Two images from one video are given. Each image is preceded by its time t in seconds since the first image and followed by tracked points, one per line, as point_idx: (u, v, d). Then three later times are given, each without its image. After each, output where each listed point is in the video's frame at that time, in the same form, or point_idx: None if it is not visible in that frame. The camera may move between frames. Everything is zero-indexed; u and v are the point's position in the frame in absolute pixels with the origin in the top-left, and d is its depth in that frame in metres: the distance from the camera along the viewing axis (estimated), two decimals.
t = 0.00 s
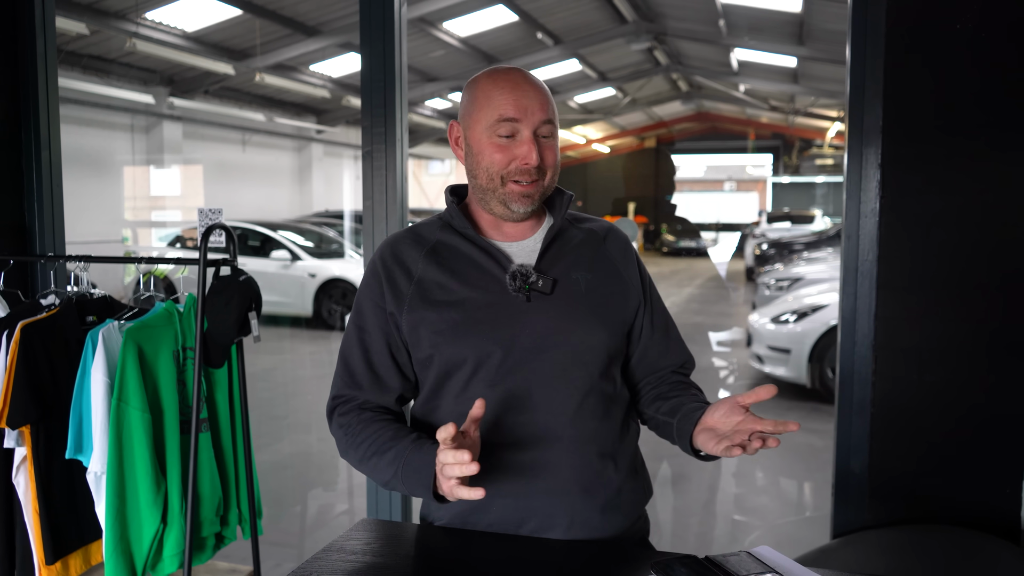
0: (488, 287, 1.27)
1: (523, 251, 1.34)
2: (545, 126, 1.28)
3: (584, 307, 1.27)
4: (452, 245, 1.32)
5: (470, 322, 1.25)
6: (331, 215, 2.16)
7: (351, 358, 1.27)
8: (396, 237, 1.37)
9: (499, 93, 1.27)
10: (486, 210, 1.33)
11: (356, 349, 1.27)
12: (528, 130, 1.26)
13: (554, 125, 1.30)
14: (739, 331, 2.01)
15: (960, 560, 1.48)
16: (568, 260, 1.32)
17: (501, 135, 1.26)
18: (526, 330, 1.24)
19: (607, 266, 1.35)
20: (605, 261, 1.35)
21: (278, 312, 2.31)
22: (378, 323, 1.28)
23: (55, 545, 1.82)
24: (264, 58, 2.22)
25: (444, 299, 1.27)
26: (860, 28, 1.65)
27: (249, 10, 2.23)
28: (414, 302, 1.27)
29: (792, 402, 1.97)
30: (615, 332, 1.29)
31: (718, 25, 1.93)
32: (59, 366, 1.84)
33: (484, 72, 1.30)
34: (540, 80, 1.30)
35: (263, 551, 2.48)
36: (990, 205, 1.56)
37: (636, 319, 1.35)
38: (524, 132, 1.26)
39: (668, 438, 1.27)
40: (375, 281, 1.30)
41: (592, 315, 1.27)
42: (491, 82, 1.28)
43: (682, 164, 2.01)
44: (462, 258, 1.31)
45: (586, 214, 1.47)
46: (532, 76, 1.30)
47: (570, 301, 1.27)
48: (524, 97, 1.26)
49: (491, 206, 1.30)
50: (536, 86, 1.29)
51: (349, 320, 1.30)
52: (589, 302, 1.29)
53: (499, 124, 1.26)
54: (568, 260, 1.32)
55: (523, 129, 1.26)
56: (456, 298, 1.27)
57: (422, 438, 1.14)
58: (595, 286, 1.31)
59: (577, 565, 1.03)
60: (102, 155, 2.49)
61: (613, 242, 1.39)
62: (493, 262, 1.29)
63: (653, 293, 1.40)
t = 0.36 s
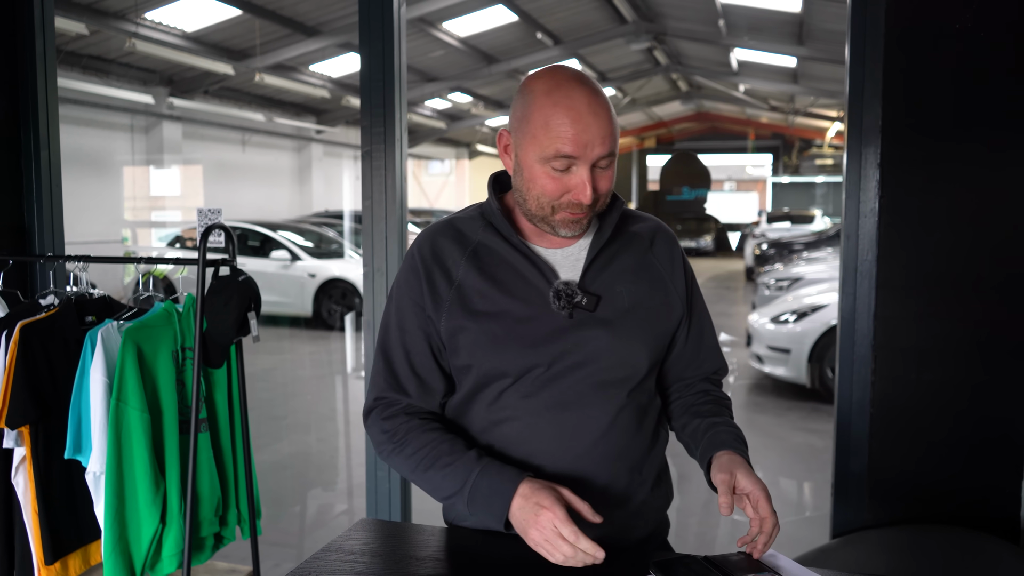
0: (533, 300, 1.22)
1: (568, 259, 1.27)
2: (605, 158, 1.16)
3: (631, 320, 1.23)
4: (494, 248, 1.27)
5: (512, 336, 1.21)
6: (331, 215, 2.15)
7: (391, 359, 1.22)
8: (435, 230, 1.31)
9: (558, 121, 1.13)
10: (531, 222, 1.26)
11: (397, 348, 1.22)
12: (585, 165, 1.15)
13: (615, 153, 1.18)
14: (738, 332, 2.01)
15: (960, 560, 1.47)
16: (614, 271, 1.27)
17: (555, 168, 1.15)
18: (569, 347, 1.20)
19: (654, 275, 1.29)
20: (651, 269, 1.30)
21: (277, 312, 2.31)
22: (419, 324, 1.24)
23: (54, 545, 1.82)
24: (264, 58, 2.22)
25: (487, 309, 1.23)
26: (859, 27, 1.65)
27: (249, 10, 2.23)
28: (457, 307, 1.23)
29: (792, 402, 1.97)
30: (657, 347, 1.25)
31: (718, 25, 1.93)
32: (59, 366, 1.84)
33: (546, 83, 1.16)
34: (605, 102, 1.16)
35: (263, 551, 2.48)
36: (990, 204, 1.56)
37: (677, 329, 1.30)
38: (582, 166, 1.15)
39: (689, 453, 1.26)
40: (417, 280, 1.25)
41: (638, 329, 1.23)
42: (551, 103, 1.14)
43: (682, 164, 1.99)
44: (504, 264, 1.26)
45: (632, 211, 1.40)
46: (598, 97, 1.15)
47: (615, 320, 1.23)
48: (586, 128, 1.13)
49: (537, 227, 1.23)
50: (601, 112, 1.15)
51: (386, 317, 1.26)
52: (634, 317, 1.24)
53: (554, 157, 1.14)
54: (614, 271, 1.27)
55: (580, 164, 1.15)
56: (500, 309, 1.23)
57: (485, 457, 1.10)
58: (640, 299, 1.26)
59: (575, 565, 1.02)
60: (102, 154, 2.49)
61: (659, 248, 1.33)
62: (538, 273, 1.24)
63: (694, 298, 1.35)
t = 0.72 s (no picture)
0: (570, 301, 1.23)
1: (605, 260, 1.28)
2: (661, 165, 1.15)
3: (665, 325, 1.24)
4: (535, 241, 1.27)
5: (547, 334, 1.21)
6: (331, 215, 2.15)
7: (424, 344, 1.22)
8: (476, 215, 1.32)
9: (621, 122, 1.12)
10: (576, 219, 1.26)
11: (432, 335, 1.22)
12: (641, 171, 1.14)
13: (672, 160, 1.17)
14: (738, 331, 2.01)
15: (959, 560, 1.47)
16: (652, 277, 1.27)
17: (610, 168, 1.14)
18: (602, 351, 1.21)
19: (689, 283, 1.30)
20: (689, 278, 1.30)
21: (277, 312, 2.31)
22: (455, 312, 1.23)
23: (53, 545, 1.82)
24: (264, 58, 2.22)
25: (525, 305, 1.23)
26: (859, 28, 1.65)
27: (249, 10, 2.23)
28: (495, 299, 1.23)
29: (792, 402, 1.97)
30: (686, 356, 1.26)
31: (718, 25, 1.94)
32: (58, 367, 1.84)
33: (613, 82, 1.14)
34: (670, 109, 1.14)
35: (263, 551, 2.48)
36: (989, 204, 1.56)
37: (709, 340, 1.31)
38: (637, 170, 1.14)
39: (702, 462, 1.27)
40: (456, 266, 1.25)
41: (673, 336, 1.24)
42: (615, 103, 1.13)
43: (683, 164, 1.95)
44: (543, 260, 1.26)
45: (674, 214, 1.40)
46: (663, 103, 1.13)
47: (648, 326, 1.23)
48: (648, 135, 1.12)
49: (582, 223, 1.23)
50: (666, 118, 1.13)
51: (422, 301, 1.25)
52: (668, 325, 1.25)
53: (611, 158, 1.13)
54: (651, 277, 1.27)
55: (637, 168, 1.14)
56: (538, 307, 1.23)
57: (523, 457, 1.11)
58: (675, 306, 1.27)
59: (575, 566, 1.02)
60: (102, 155, 2.48)
61: (698, 257, 1.34)
62: (577, 273, 1.24)
63: (728, 309, 1.36)
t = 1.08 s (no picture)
0: (587, 298, 1.24)
1: (627, 262, 1.30)
2: (684, 149, 1.21)
3: (684, 326, 1.26)
4: (555, 240, 1.29)
5: (565, 331, 1.22)
6: (331, 216, 2.15)
7: (437, 340, 1.23)
8: (497, 217, 1.33)
9: (648, 102, 1.18)
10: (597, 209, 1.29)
11: (444, 331, 1.24)
12: (665, 151, 1.19)
13: (693, 148, 1.22)
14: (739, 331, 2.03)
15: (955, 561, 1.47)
16: (673, 279, 1.29)
17: (634, 148, 1.19)
18: (621, 350, 1.22)
19: (708, 288, 1.32)
20: (708, 284, 1.33)
21: (276, 312, 2.31)
22: (469, 309, 1.25)
23: (52, 545, 1.82)
24: (264, 58, 2.22)
25: (541, 302, 1.24)
26: (858, 28, 1.65)
27: (249, 10, 2.23)
28: (510, 297, 1.25)
29: (792, 402, 1.97)
30: (705, 362, 1.28)
31: (718, 25, 1.94)
32: (57, 367, 1.84)
33: (639, 68, 1.21)
34: (694, 98, 1.21)
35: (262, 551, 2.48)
36: (987, 206, 1.56)
37: (728, 348, 1.33)
38: (661, 151, 1.19)
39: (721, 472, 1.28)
40: (474, 264, 1.27)
41: (692, 337, 1.26)
42: (642, 85, 1.19)
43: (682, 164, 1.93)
44: (562, 258, 1.28)
45: (694, 224, 1.43)
46: (688, 92, 1.21)
47: (667, 327, 1.24)
48: (673, 115, 1.18)
49: (602, 212, 1.26)
50: (689, 103, 1.20)
51: (438, 298, 1.27)
52: (687, 327, 1.26)
53: (636, 137, 1.18)
54: (671, 279, 1.29)
55: (661, 148, 1.19)
56: (555, 304, 1.24)
57: (525, 449, 1.13)
58: (694, 309, 1.28)
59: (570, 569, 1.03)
60: (101, 155, 2.49)
61: (717, 264, 1.36)
62: (596, 272, 1.26)
63: (749, 319, 1.38)
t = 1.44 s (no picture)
0: (579, 298, 1.24)
1: (622, 264, 1.30)
2: (703, 164, 1.19)
3: (675, 332, 1.26)
4: (554, 236, 1.30)
5: (558, 332, 1.22)
6: (331, 216, 2.15)
7: (425, 326, 1.24)
8: (498, 209, 1.34)
9: (672, 117, 1.16)
10: (606, 214, 1.28)
11: (433, 318, 1.24)
12: (685, 167, 1.17)
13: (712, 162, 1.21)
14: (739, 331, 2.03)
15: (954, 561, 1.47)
16: (667, 284, 1.29)
17: (655, 162, 1.17)
18: (616, 353, 1.22)
19: (703, 295, 1.32)
20: (702, 291, 1.33)
21: (276, 312, 2.32)
22: (462, 300, 1.26)
23: (52, 545, 1.82)
24: (264, 58, 2.22)
25: (534, 299, 1.25)
26: (857, 27, 1.64)
27: (249, 10, 2.23)
28: (503, 291, 1.25)
29: (792, 402, 1.97)
30: (696, 368, 1.28)
31: (717, 25, 1.94)
32: (57, 367, 1.84)
33: (664, 80, 1.18)
34: (716, 112, 1.19)
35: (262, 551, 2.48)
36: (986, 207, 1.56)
37: (719, 355, 1.33)
38: (682, 166, 1.17)
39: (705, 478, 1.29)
40: (469, 254, 1.28)
41: (682, 343, 1.26)
42: (667, 99, 1.16)
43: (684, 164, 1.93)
44: (556, 256, 1.28)
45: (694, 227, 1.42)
46: (710, 106, 1.18)
47: (661, 330, 1.25)
48: (696, 130, 1.16)
49: (614, 219, 1.25)
50: (711, 117, 1.18)
51: (432, 285, 1.28)
52: (678, 333, 1.26)
53: (658, 152, 1.16)
54: (667, 284, 1.29)
55: (682, 164, 1.17)
56: (547, 302, 1.24)
57: (494, 444, 1.14)
58: (687, 315, 1.28)
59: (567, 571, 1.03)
60: (101, 155, 2.49)
61: (713, 271, 1.36)
62: (590, 271, 1.26)
63: (743, 329, 1.37)
